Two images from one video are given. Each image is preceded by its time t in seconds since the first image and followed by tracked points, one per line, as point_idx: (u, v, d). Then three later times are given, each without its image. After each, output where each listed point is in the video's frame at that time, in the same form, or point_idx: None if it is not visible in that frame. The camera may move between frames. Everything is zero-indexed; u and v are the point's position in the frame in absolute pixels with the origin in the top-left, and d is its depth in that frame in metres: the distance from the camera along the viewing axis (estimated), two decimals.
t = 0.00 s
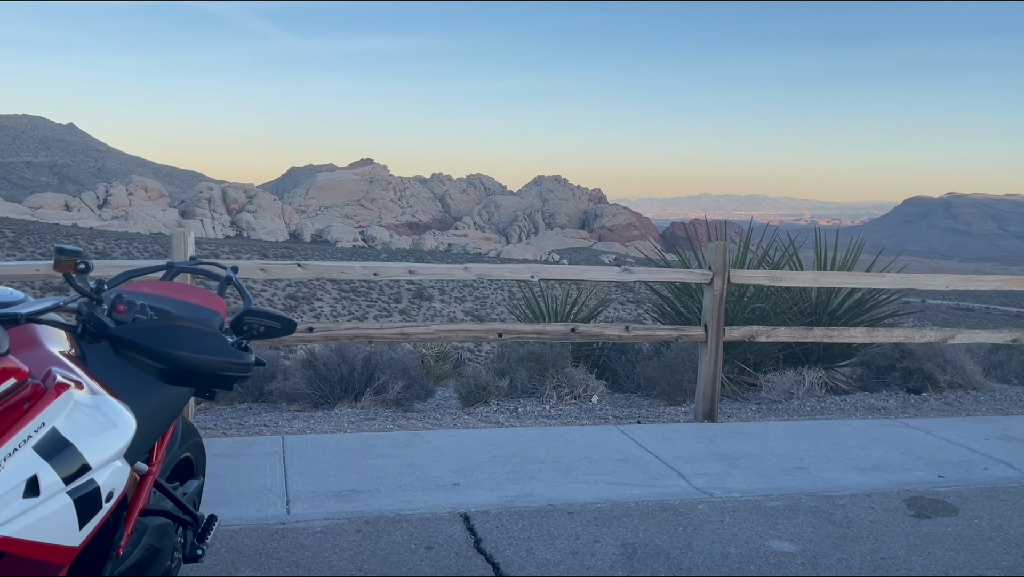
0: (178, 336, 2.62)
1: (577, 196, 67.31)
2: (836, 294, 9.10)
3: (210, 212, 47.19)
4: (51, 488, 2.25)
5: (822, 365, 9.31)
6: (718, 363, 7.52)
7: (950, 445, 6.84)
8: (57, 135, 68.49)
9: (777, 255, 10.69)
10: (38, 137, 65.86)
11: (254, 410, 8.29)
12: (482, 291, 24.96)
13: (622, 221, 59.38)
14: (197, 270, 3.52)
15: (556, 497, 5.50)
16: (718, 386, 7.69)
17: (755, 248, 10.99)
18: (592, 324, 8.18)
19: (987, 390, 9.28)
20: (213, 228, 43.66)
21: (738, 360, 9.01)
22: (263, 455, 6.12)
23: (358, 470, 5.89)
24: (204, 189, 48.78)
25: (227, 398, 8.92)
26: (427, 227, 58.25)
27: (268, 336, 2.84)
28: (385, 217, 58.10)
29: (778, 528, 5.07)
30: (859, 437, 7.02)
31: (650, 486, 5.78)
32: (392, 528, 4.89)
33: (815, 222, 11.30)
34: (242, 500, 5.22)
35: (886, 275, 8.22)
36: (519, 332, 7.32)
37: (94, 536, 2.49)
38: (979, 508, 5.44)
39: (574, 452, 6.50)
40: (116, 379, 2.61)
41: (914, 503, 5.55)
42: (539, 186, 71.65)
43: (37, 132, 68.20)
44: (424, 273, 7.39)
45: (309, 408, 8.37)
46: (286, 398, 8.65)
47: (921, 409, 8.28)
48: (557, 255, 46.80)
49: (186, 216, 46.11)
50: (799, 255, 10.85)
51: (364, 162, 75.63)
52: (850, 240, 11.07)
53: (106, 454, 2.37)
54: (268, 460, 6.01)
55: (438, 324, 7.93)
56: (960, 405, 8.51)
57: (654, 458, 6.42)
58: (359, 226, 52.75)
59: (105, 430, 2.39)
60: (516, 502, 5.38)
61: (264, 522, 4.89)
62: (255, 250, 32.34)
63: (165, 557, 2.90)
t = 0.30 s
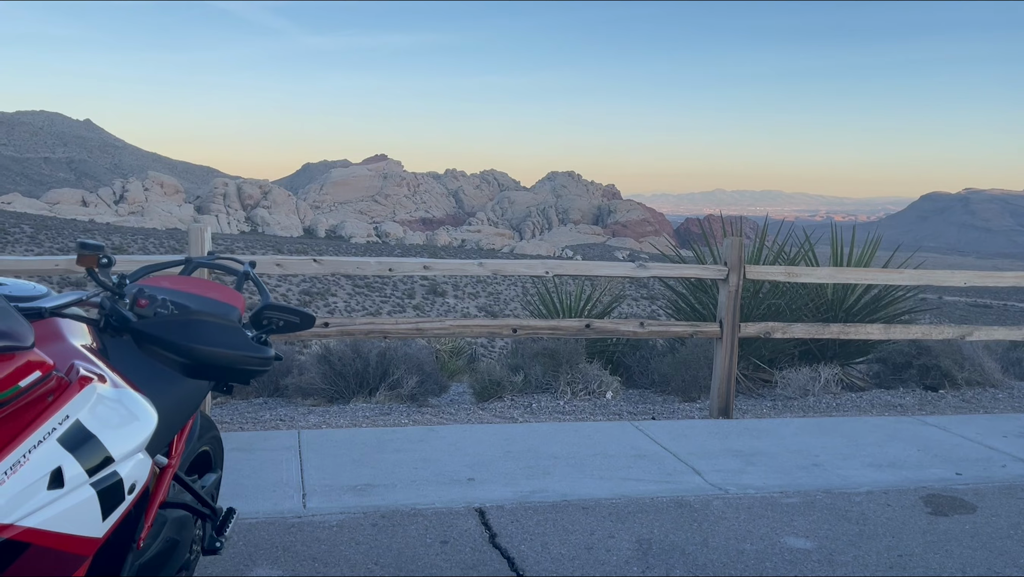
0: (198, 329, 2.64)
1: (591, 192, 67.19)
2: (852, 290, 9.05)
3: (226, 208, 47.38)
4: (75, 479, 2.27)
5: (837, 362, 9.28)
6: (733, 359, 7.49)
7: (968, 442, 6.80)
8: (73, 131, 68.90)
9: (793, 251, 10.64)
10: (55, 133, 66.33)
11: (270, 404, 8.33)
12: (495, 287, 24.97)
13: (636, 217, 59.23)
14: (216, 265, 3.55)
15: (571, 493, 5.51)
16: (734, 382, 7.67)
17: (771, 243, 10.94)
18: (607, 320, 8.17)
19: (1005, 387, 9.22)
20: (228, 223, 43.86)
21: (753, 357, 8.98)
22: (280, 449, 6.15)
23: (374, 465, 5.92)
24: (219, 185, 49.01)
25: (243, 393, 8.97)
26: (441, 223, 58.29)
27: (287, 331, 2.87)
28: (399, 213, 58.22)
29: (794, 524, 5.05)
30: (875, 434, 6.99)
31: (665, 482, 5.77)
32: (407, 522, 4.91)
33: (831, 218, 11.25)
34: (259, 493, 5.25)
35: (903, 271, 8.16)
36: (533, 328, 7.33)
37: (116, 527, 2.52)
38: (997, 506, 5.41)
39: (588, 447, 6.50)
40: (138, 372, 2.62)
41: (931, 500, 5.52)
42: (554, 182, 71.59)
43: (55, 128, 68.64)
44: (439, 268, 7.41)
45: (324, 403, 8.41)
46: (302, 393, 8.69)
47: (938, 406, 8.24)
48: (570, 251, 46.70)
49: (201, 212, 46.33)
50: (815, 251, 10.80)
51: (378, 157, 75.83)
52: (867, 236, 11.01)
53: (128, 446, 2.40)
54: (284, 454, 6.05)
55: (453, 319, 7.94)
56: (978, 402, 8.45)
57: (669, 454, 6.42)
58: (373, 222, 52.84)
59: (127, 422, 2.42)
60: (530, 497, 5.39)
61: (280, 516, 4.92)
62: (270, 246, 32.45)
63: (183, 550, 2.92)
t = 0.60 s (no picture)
0: (216, 324, 2.65)
1: (604, 188, 67.05)
2: (868, 287, 8.99)
3: (240, 204, 47.57)
4: (96, 472, 2.29)
5: (853, 359, 9.23)
6: (747, 356, 7.46)
7: (985, 440, 6.75)
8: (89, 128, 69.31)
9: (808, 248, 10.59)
10: (72, 129, 66.77)
11: (284, 399, 8.37)
12: (508, 283, 24.98)
13: (650, 214, 59.09)
14: (233, 261, 3.56)
15: (584, 489, 5.51)
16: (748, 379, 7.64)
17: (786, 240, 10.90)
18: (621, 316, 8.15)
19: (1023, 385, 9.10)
20: (242, 219, 44.04)
21: (767, 353, 8.96)
22: (295, 444, 6.18)
23: (389, 460, 5.94)
24: (234, 181, 49.23)
25: (258, 387, 9.01)
26: (454, 219, 58.32)
27: (305, 326, 2.89)
28: (412, 210, 58.31)
29: (809, 522, 5.04)
30: (891, 432, 6.95)
31: (679, 478, 5.76)
32: (421, 517, 4.93)
33: (847, 215, 11.19)
34: (274, 488, 5.28)
35: (919, 268, 8.11)
36: (547, 324, 7.32)
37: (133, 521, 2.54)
38: (1014, 505, 5.37)
39: (602, 443, 6.50)
40: (157, 366, 2.65)
41: (948, 498, 5.49)
42: (567, 178, 71.51)
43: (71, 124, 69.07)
44: (453, 264, 7.42)
45: (338, 398, 8.44)
46: (316, 388, 8.72)
47: (954, 404, 8.18)
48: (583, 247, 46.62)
49: (216, 208, 46.53)
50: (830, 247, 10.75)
51: (391, 154, 75.93)
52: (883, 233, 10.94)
53: (149, 439, 2.42)
54: (299, 449, 6.07)
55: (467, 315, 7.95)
56: (996, 400, 8.38)
57: (684, 451, 6.40)
58: (387, 218, 52.93)
59: (148, 415, 2.43)
60: (544, 493, 5.40)
61: (296, 510, 4.95)
62: (283, 242, 32.55)
63: (200, 543, 2.94)
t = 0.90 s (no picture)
0: (234, 318, 2.67)
1: (616, 184, 66.92)
2: (882, 284, 8.94)
3: (253, 201, 47.75)
4: (116, 465, 2.32)
5: (867, 356, 9.19)
6: (761, 353, 7.44)
7: (1001, 438, 6.71)
8: (103, 125, 69.66)
9: (823, 245, 10.55)
10: (87, 126, 67.14)
11: (297, 395, 8.40)
12: (520, 280, 24.98)
13: (662, 210, 58.94)
14: (248, 256, 3.58)
15: (597, 485, 5.51)
16: (762, 375, 7.61)
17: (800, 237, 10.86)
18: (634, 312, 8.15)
19: None
20: (255, 216, 44.18)
21: (781, 350, 8.94)
22: (308, 439, 6.20)
23: (402, 455, 5.95)
24: (247, 177, 49.43)
25: (272, 383, 9.05)
26: (466, 216, 58.33)
27: (321, 321, 2.91)
28: (425, 206, 58.39)
29: (823, 519, 5.02)
30: (905, 429, 6.91)
31: (692, 475, 5.75)
32: (434, 512, 4.94)
33: (861, 211, 11.14)
34: (288, 482, 5.30)
35: (935, 264, 8.07)
36: (560, 321, 7.32)
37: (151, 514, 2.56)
38: None
39: (615, 440, 6.49)
40: (175, 360, 2.66)
41: (963, 496, 5.46)
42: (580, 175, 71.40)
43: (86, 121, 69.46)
44: (466, 261, 7.43)
45: (351, 394, 8.46)
46: (329, 384, 8.75)
47: (970, 401, 8.13)
48: (595, 244, 46.54)
49: (229, 205, 46.70)
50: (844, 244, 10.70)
51: (404, 150, 76.04)
52: (898, 230, 10.88)
53: (166, 433, 2.44)
54: (312, 444, 6.10)
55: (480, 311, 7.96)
56: (1012, 398, 8.32)
57: (696, 447, 6.39)
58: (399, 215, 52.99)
59: (164, 409, 2.46)
60: (557, 489, 5.40)
61: (310, 505, 4.97)
62: (297, 238, 32.63)
63: (216, 537, 2.96)
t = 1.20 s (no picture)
0: (252, 314, 2.68)
1: (629, 181, 66.78)
2: (897, 281, 8.89)
3: (266, 198, 47.91)
4: (135, 460, 2.33)
5: (881, 354, 9.16)
6: (775, 350, 7.41)
7: (1016, 436, 6.67)
8: (118, 122, 70.00)
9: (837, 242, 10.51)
10: (101, 123, 67.48)
11: (311, 391, 8.43)
12: (532, 277, 24.98)
13: (674, 207, 58.79)
14: (264, 254, 3.60)
15: (610, 482, 5.51)
16: (776, 373, 7.59)
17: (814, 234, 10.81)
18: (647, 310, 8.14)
19: None
20: (268, 213, 44.34)
21: (794, 348, 8.92)
22: (322, 435, 6.23)
23: (415, 451, 5.97)
24: (260, 174, 49.61)
25: (286, 379, 9.09)
26: (478, 213, 58.35)
27: (339, 317, 2.93)
28: (437, 203, 58.45)
29: (837, 517, 5.01)
30: (920, 428, 6.88)
31: (705, 472, 5.75)
32: (448, 508, 4.95)
33: (876, 208, 11.09)
34: (302, 478, 5.33)
35: (950, 262, 8.02)
36: (572, 318, 7.32)
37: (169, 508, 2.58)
38: None
39: (628, 437, 6.49)
40: (193, 356, 2.68)
41: (978, 495, 5.43)
42: (592, 172, 71.28)
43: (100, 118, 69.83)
44: (479, 258, 7.45)
45: (364, 390, 8.49)
46: (342, 380, 8.78)
47: (985, 400, 8.08)
48: (607, 241, 46.46)
49: (242, 202, 46.88)
50: (859, 241, 10.65)
51: (416, 147, 76.13)
52: (914, 227, 10.82)
53: (185, 428, 2.46)
54: (326, 440, 6.13)
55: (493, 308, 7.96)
56: None
57: (710, 445, 6.38)
58: (411, 212, 53.04)
59: (183, 404, 2.48)
60: (570, 485, 5.41)
61: (324, 500, 4.99)
62: (309, 235, 32.72)
63: (233, 531, 2.99)
